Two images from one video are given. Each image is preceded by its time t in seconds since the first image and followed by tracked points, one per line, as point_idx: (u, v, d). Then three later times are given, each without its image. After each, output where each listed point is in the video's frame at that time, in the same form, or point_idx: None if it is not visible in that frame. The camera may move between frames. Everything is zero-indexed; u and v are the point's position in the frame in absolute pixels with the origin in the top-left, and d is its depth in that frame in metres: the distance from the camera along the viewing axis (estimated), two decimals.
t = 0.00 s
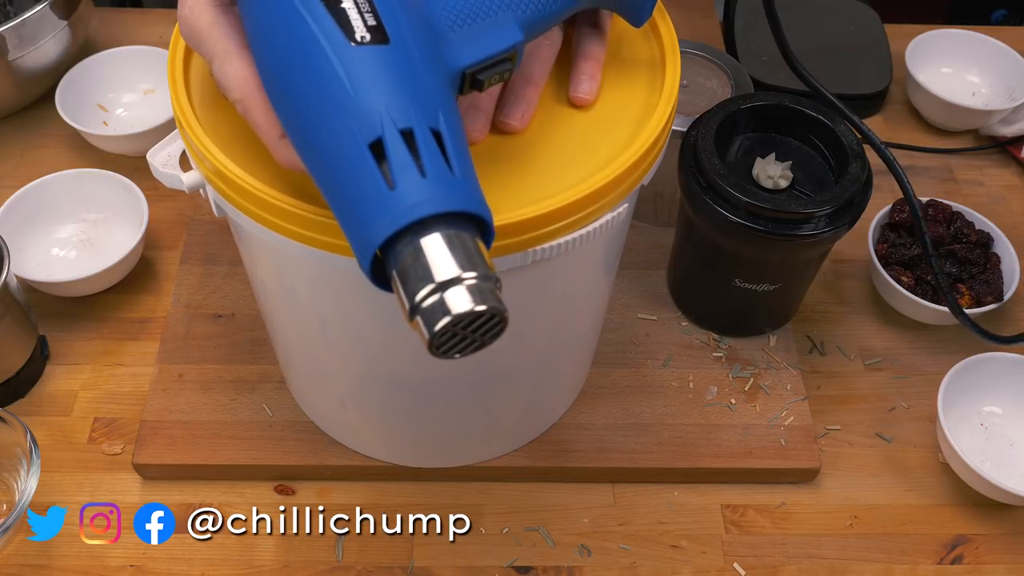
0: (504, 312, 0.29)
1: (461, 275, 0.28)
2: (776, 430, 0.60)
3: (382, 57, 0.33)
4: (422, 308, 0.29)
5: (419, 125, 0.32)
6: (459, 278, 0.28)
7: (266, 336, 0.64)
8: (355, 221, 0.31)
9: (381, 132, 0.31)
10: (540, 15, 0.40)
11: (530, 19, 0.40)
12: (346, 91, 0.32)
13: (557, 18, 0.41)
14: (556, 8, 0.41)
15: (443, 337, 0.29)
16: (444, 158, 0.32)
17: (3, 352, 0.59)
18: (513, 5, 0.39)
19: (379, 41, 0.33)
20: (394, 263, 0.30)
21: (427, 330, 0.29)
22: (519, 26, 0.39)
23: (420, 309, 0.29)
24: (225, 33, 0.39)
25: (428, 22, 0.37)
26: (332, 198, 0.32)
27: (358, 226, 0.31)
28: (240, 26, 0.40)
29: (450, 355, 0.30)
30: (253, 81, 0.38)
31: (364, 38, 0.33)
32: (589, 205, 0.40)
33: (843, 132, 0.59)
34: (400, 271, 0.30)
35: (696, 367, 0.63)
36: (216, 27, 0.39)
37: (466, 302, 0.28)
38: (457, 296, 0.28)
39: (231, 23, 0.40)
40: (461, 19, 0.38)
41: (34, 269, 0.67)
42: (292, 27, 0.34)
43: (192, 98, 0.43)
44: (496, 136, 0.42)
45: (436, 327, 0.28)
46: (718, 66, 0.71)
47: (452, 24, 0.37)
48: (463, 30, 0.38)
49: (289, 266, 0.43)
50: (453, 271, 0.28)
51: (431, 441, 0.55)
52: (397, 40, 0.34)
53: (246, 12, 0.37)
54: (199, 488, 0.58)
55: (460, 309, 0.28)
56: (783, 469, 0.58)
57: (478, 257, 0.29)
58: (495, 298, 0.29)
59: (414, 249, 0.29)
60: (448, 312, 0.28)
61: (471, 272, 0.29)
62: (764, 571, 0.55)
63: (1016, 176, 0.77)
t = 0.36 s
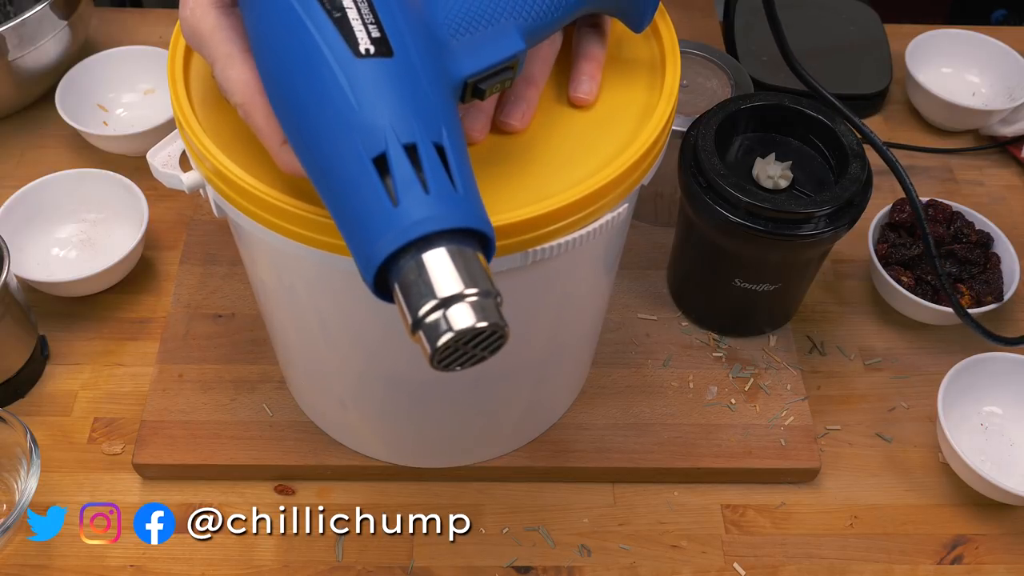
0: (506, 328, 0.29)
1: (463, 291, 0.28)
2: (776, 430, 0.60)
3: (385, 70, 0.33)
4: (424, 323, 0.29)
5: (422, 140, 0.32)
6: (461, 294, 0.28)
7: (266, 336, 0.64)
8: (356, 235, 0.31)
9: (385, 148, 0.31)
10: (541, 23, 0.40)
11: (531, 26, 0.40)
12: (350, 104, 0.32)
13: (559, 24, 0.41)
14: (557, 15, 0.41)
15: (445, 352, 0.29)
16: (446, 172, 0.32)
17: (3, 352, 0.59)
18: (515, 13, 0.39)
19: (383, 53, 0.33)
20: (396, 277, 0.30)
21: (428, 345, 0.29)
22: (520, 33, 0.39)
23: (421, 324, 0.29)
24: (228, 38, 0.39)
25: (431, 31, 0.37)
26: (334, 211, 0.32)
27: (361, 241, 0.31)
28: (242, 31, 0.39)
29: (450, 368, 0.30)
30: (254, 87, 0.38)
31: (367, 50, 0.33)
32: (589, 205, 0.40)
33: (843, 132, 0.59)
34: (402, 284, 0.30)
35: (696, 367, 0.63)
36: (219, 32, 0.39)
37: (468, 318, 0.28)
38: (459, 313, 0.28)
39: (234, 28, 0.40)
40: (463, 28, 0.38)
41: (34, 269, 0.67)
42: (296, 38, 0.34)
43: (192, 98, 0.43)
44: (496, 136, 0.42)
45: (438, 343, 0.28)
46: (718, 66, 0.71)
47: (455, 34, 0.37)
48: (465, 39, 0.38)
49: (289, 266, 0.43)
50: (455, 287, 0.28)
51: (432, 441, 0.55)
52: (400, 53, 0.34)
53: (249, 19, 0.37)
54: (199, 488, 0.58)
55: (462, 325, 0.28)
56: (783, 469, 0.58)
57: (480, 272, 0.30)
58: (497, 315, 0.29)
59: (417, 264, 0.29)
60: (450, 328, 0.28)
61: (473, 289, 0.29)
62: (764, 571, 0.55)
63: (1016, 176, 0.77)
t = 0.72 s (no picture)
0: (506, 326, 0.29)
1: (463, 289, 0.28)
2: (776, 430, 0.60)
3: (384, 68, 0.33)
4: (424, 321, 0.29)
5: (422, 137, 0.32)
6: (461, 292, 0.28)
7: (266, 336, 0.64)
8: (356, 232, 0.31)
9: (385, 145, 0.31)
10: (540, 21, 0.40)
11: (531, 25, 0.40)
12: (350, 102, 0.32)
13: (559, 24, 0.41)
14: (557, 14, 0.41)
15: (445, 349, 0.29)
16: (445, 169, 0.32)
17: (4, 352, 0.59)
18: (515, 12, 0.39)
19: (382, 51, 0.33)
20: (396, 274, 0.30)
21: (428, 343, 0.29)
22: (520, 32, 0.39)
23: (422, 321, 0.29)
24: (227, 38, 0.39)
25: (430, 30, 0.37)
26: (335, 209, 0.33)
27: (361, 239, 0.31)
28: (241, 31, 0.39)
29: (451, 366, 0.30)
30: (254, 86, 0.38)
31: (367, 49, 0.33)
32: (590, 205, 0.40)
33: (843, 132, 0.59)
34: (402, 282, 0.30)
35: (696, 367, 0.63)
36: (218, 32, 0.39)
37: (467, 316, 0.28)
38: (459, 311, 0.28)
39: (234, 28, 0.40)
40: (463, 27, 0.38)
41: (34, 269, 0.67)
42: (295, 37, 0.34)
43: (192, 98, 0.43)
44: (496, 136, 0.42)
45: (438, 341, 0.28)
46: (718, 66, 0.71)
47: (455, 32, 0.37)
48: (465, 38, 0.38)
49: (289, 266, 0.43)
50: (455, 285, 0.28)
51: (432, 441, 0.55)
52: (400, 51, 0.34)
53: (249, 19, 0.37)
54: (199, 488, 0.58)
55: (462, 323, 0.28)
56: (783, 469, 0.58)
57: (480, 270, 0.30)
58: (497, 312, 0.29)
59: (417, 262, 0.29)
60: (450, 326, 0.28)
61: (473, 286, 0.29)
62: (763, 571, 0.55)
63: (1016, 176, 0.77)
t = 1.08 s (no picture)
0: (506, 321, 0.29)
1: (463, 283, 0.28)
2: (776, 430, 0.60)
3: (384, 64, 0.33)
4: (424, 316, 0.28)
5: (421, 132, 0.32)
6: (462, 286, 0.28)
7: (266, 336, 0.64)
8: (356, 228, 0.31)
9: (385, 140, 0.31)
10: (541, 19, 0.40)
11: (531, 23, 0.40)
12: (349, 98, 0.32)
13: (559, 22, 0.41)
14: (557, 12, 0.41)
15: (445, 344, 0.29)
16: (445, 164, 0.32)
17: (4, 352, 0.59)
18: (515, 9, 0.39)
19: (382, 47, 0.33)
20: (396, 270, 0.30)
21: (428, 338, 0.28)
22: (520, 30, 0.39)
23: (422, 316, 0.29)
24: (227, 38, 0.39)
25: (430, 28, 0.37)
26: (334, 205, 0.33)
27: (361, 234, 0.31)
28: (241, 30, 0.39)
29: (451, 362, 0.30)
30: (255, 85, 0.38)
31: (367, 45, 0.33)
32: (590, 205, 0.40)
33: (843, 132, 0.59)
34: (402, 277, 0.29)
35: (696, 367, 0.63)
36: (218, 31, 0.39)
37: (468, 310, 0.28)
38: (460, 304, 0.28)
39: (234, 27, 0.40)
40: (463, 24, 0.38)
41: (34, 269, 0.67)
42: (295, 33, 0.34)
43: (192, 98, 0.43)
44: (496, 136, 0.42)
45: (438, 335, 0.28)
46: (718, 66, 0.71)
47: (455, 30, 0.37)
48: (465, 35, 0.38)
49: (289, 266, 0.43)
50: (455, 279, 0.28)
51: (432, 441, 0.55)
52: (400, 47, 0.34)
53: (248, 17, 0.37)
54: (199, 488, 0.58)
55: (462, 317, 0.28)
56: (783, 469, 0.58)
57: (480, 265, 0.29)
58: (498, 306, 0.29)
59: (417, 256, 0.29)
60: (450, 320, 0.28)
61: (473, 281, 0.29)
62: (764, 571, 0.55)
63: (1016, 176, 0.77)
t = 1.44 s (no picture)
0: (505, 281, 0.29)
1: (458, 245, 0.28)
2: (776, 430, 0.60)
3: (374, 34, 0.33)
4: (420, 280, 0.28)
5: (413, 98, 0.32)
6: (456, 246, 0.28)
7: (266, 336, 0.64)
8: (350, 196, 0.31)
9: (376, 107, 0.31)
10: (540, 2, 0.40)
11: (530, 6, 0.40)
12: (340, 68, 0.32)
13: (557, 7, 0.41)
14: None
15: (443, 309, 0.29)
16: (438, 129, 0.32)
17: (4, 352, 0.59)
18: None
19: (371, 19, 0.34)
20: (393, 237, 0.30)
21: (424, 303, 0.28)
22: (517, 10, 0.39)
23: (417, 280, 0.28)
24: (221, 30, 0.39)
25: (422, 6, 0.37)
26: (328, 178, 0.33)
27: (354, 201, 0.31)
28: (236, 20, 0.40)
29: (451, 330, 0.30)
30: (250, 78, 0.38)
31: (356, 17, 0.33)
32: (589, 205, 0.40)
33: (843, 132, 0.59)
34: (398, 244, 0.29)
35: (696, 367, 0.63)
36: (212, 26, 0.39)
37: (462, 270, 0.28)
38: (454, 264, 0.28)
39: (228, 18, 0.40)
40: (456, 5, 0.38)
41: (34, 269, 0.67)
42: (284, 11, 0.34)
43: (192, 98, 0.43)
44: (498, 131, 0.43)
45: (433, 297, 0.28)
46: (718, 66, 0.71)
47: (448, 9, 0.37)
48: (459, 15, 0.38)
49: (289, 266, 0.43)
50: (449, 241, 0.28)
51: (432, 441, 0.55)
52: (390, 19, 0.34)
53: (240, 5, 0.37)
54: (199, 488, 0.58)
55: (457, 277, 0.27)
56: (784, 469, 0.58)
57: (475, 229, 0.29)
58: (495, 267, 0.28)
59: (411, 222, 0.29)
60: (445, 282, 0.28)
61: (467, 242, 0.28)
62: (764, 571, 0.55)
63: (1016, 176, 0.77)
